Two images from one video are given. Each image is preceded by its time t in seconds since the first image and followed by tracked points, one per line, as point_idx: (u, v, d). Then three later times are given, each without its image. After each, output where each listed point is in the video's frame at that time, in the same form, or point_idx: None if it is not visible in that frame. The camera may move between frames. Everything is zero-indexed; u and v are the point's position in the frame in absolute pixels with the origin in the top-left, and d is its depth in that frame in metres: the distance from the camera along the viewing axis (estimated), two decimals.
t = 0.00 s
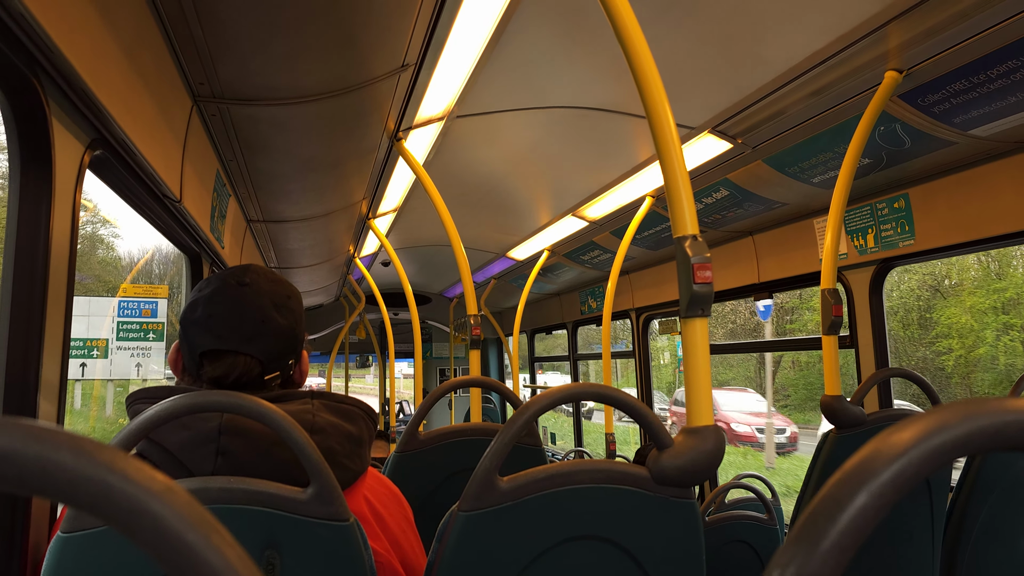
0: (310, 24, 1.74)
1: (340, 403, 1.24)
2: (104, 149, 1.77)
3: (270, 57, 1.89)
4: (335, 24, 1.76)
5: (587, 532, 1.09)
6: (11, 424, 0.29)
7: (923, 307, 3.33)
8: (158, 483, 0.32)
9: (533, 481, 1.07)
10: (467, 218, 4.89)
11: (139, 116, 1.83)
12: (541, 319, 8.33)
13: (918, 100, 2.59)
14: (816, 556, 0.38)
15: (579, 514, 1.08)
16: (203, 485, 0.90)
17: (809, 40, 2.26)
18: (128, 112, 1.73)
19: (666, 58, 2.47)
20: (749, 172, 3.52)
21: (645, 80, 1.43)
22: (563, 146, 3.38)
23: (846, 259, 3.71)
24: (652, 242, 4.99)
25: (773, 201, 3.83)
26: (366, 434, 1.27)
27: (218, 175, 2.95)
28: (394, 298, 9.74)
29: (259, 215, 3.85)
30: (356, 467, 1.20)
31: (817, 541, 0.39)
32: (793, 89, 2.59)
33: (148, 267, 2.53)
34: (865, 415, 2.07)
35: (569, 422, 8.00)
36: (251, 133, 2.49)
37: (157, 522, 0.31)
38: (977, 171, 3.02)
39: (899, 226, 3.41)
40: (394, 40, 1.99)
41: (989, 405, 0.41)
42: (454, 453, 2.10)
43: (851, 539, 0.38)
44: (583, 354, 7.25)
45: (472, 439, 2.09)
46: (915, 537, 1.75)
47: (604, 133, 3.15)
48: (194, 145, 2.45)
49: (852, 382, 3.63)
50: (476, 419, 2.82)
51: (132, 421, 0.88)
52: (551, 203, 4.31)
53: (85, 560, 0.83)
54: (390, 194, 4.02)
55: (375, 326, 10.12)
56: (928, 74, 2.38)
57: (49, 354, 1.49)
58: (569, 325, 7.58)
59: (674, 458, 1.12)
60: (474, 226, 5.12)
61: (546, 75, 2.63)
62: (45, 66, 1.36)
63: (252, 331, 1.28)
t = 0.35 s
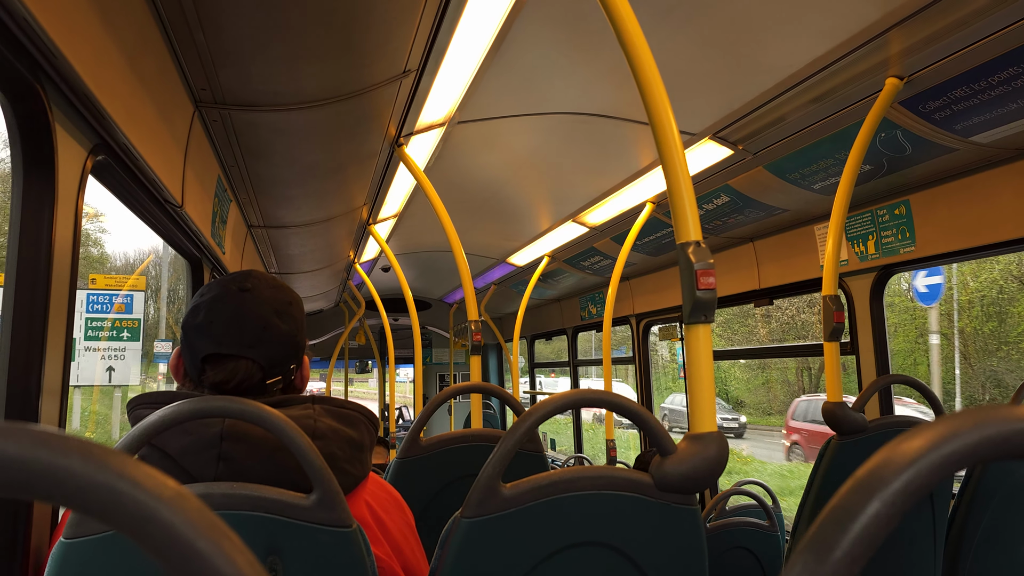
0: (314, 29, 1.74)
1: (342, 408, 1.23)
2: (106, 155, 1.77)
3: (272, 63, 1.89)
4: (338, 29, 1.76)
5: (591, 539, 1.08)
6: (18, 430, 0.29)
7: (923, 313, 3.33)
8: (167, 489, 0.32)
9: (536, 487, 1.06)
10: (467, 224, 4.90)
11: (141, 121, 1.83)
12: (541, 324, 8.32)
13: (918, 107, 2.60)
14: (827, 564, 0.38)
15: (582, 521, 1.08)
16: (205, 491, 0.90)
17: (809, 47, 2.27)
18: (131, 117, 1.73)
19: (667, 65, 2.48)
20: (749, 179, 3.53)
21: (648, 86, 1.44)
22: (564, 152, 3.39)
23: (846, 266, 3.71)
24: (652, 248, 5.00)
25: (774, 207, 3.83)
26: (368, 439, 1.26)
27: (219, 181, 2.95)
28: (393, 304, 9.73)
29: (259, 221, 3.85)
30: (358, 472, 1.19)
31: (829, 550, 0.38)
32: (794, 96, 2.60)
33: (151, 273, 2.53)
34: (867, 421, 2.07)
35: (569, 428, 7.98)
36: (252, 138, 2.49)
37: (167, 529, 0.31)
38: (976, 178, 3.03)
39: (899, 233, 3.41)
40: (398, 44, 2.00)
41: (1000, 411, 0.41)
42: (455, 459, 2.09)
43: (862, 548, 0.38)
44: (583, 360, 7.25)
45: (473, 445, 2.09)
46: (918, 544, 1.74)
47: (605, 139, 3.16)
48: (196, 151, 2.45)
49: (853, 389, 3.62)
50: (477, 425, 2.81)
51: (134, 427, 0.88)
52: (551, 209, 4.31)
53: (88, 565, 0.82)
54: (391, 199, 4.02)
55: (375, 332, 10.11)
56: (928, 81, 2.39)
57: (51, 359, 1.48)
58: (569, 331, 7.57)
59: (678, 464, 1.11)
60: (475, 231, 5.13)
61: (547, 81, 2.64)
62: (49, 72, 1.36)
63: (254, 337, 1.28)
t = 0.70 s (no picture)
0: (306, 27, 1.74)
1: (337, 408, 1.23)
2: (99, 153, 1.78)
3: (265, 61, 1.90)
4: (330, 27, 1.76)
5: (580, 537, 1.09)
6: None
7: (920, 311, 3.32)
8: (128, 488, 0.32)
9: (526, 485, 1.07)
10: (466, 222, 4.90)
11: (135, 119, 1.83)
12: (540, 322, 8.33)
13: (916, 104, 2.59)
14: (793, 561, 0.38)
15: (571, 519, 1.08)
16: (194, 488, 0.91)
17: (806, 45, 2.26)
18: (123, 115, 1.74)
19: (662, 62, 2.47)
20: (746, 176, 3.52)
21: (639, 83, 1.43)
22: (561, 150, 3.39)
23: (845, 263, 3.71)
24: (651, 246, 4.99)
25: (771, 205, 3.82)
26: (363, 439, 1.27)
27: (216, 179, 2.96)
28: (393, 301, 9.74)
29: (258, 219, 3.86)
30: (352, 472, 1.20)
31: (795, 547, 0.39)
32: (791, 94, 2.59)
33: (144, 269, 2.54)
34: (861, 418, 2.07)
35: (569, 425, 7.99)
36: (248, 136, 2.50)
37: (126, 528, 0.31)
38: (974, 175, 3.02)
39: (897, 230, 3.40)
40: (391, 42, 2.00)
41: (967, 410, 0.41)
42: (449, 456, 2.10)
43: (829, 545, 0.38)
44: (583, 358, 7.26)
45: (467, 442, 2.09)
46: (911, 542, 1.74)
47: (602, 136, 3.15)
48: (191, 148, 2.46)
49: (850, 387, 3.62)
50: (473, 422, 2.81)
51: (124, 424, 0.89)
52: (549, 207, 4.31)
53: (78, 561, 0.83)
54: (389, 197, 4.02)
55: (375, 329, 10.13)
56: (925, 78, 2.38)
57: (41, 357, 1.49)
58: (568, 328, 7.58)
59: (667, 462, 1.11)
60: (473, 229, 5.13)
61: (543, 78, 2.64)
62: (39, 71, 1.36)
63: (254, 335, 1.28)
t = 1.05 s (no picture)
0: (315, 30, 1.74)
1: (347, 411, 1.23)
2: (110, 158, 1.78)
3: (274, 65, 1.91)
4: (339, 31, 1.77)
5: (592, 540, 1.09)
6: (16, 437, 0.30)
7: (928, 314, 3.32)
8: (166, 494, 0.33)
9: (537, 488, 1.07)
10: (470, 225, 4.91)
11: (144, 123, 1.84)
12: (545, 325, 8.33)
13: (922, 106, 2.59)
14: (822, 568, 0.38)
15: (582, 522, 1.08)
16: (207, 492, 0.91)
17: (812, 47, 2.26)
18: (133, 119, 1.74)
19: (668, 65, 2.47)
20: (752, 179, 3.52)
21: (649, 87, 1.43)
22: (567, 152, 3.39)
23: (850, 266, 3.70)
24: (657, 248, 4.99)
25: (777, 207, 3.82)
26: (373, 442, 1.27)
27: (223, 183, 2.97)
28: (397, 304, 9.76)
29: (264, 222, 3.87)
30: (363, 475, 1.20)
31: (825, 553, 0.39)
32: (797, 96, 2.59)
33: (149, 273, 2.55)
34: (870, 421, 2.06)
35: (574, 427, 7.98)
36: (256, 140, 2.51)
37: (166, 534, 0.32)
38: (982, 177, 3.01)
39: (904, 232, 3.39)
40: (398, 46, 2.00)
41: (993, 415, 0.41)
42: (457, 459, 2.10)
43: (858, 551, 0.38)
44: (587, 361, 7.26)
45: (475, 446, 2.09)
46: (922, 545, 1.73)
47: (608, 139, 3.15)
48: (199, 152, 2.47)
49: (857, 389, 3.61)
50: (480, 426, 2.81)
51: (137, 429, 0.89)
52: (554, 210, 4.32)
53: (94, 565, 0.84)
54: (394, 200, 4.03)
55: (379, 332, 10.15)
56: (932, 81, 2.38)
57: (54, 361, 1.49)
58: (573, 331, 7.58)
59: (679, 465, 1.11)
60: (478, 232, 5.14)
61: (549, 81, 2.64)
62: (51, 76, 1.37)
63: (262, 339, 1.28)
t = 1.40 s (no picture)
0: (326, 33, 1.75)
1: (356, 414, 1.24)
2: (119, 159, 1.79)
3: (283, 67, 1.91)
4: (349, 35, 1.77)
5: (600, 545, 1.08)
6: (47, 439, 0.30)
7: (933, 321, 3.30)
8: (194, 497, 0.34)
9: (546, 493, 1.06)
10: (475, 227, 4.91)
11: (155, 125, 1.85)
12: (547, 327, 8.34)
13: (929, 112, 2.59)
14: None
15: (591, 527, 1.08)
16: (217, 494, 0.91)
17: (820, 52, 2.26)
18: (144, 120, 1.75)
19: (675, 69, 2.48)
20: (757, 183, 3.52)
21: (659, 90, 1.43)
22: (572, 156, 3.40)
23: (855, 271, 3.70)
24: (660, 252, 4.99)
25: (782, 212, 3.82)
26: (381, 444, 1.27)
27: (230, 184, 2.98)
28: (400, 306, 9.77)
29: (269, 223, 3.88)
30: (371, 477, 1.20)
31: (845, 560, 0.39)
32: (804, 101, 2.59)
33: (156, 274, 2.57)
34: (875, 427, 2.05)
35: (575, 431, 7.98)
36: (264, 141, 2.51)
37: (195, 537, 0.32)
38: (987, 183, 3.01)
39: (909, 238, 3.39)
40: (408, 49, 2.01)
41: (1014, 424, 0.41)
42: (463, 462, 2.10)
43: (879, 559, 0.38)
44: (590, 364, 7.26)
45: (480, 449, 2.09)
46: (926, 551, 1.73)
47: (614, 143, 3.15)
48: (207, 153, 2.47)
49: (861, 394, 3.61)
50: (484, 428, 2.81)
51: (147, 430, 0.89)
52: (559, 212, 4.32)
53: (103, 566, 0.84)
54: (399, 202, 4.04)
55: (381, 333, 10.16)
56: (939, 87, 2.38)
57: (64, 361, 1.50)
58: (575, 334, 7.58)
59: (688, 470, 1.11)
60: (482, 235, 5.14)
61: (555, 85, 2.65)
62: (64, 77, 1.38)
63: (271, 340, 1.29)
